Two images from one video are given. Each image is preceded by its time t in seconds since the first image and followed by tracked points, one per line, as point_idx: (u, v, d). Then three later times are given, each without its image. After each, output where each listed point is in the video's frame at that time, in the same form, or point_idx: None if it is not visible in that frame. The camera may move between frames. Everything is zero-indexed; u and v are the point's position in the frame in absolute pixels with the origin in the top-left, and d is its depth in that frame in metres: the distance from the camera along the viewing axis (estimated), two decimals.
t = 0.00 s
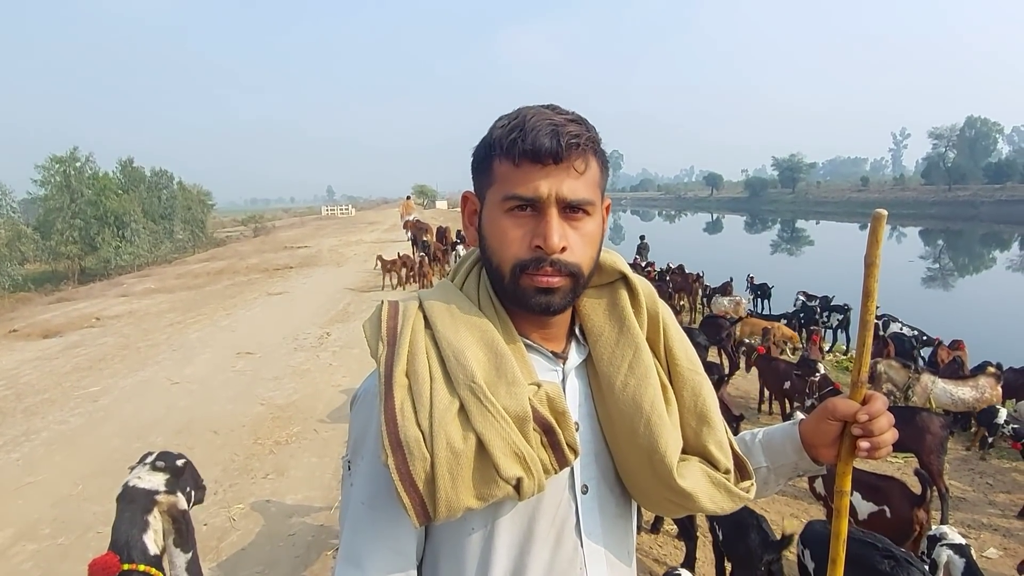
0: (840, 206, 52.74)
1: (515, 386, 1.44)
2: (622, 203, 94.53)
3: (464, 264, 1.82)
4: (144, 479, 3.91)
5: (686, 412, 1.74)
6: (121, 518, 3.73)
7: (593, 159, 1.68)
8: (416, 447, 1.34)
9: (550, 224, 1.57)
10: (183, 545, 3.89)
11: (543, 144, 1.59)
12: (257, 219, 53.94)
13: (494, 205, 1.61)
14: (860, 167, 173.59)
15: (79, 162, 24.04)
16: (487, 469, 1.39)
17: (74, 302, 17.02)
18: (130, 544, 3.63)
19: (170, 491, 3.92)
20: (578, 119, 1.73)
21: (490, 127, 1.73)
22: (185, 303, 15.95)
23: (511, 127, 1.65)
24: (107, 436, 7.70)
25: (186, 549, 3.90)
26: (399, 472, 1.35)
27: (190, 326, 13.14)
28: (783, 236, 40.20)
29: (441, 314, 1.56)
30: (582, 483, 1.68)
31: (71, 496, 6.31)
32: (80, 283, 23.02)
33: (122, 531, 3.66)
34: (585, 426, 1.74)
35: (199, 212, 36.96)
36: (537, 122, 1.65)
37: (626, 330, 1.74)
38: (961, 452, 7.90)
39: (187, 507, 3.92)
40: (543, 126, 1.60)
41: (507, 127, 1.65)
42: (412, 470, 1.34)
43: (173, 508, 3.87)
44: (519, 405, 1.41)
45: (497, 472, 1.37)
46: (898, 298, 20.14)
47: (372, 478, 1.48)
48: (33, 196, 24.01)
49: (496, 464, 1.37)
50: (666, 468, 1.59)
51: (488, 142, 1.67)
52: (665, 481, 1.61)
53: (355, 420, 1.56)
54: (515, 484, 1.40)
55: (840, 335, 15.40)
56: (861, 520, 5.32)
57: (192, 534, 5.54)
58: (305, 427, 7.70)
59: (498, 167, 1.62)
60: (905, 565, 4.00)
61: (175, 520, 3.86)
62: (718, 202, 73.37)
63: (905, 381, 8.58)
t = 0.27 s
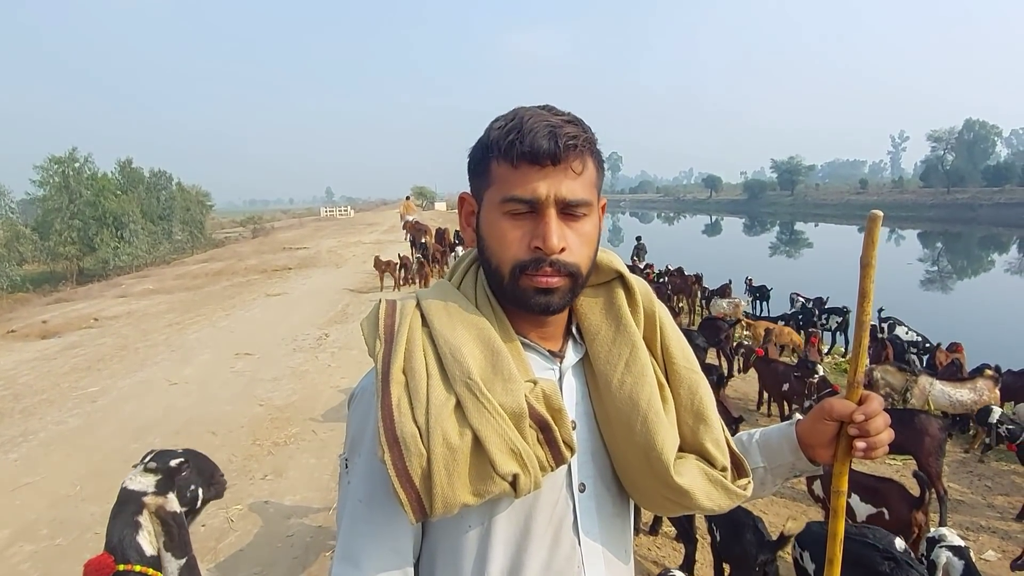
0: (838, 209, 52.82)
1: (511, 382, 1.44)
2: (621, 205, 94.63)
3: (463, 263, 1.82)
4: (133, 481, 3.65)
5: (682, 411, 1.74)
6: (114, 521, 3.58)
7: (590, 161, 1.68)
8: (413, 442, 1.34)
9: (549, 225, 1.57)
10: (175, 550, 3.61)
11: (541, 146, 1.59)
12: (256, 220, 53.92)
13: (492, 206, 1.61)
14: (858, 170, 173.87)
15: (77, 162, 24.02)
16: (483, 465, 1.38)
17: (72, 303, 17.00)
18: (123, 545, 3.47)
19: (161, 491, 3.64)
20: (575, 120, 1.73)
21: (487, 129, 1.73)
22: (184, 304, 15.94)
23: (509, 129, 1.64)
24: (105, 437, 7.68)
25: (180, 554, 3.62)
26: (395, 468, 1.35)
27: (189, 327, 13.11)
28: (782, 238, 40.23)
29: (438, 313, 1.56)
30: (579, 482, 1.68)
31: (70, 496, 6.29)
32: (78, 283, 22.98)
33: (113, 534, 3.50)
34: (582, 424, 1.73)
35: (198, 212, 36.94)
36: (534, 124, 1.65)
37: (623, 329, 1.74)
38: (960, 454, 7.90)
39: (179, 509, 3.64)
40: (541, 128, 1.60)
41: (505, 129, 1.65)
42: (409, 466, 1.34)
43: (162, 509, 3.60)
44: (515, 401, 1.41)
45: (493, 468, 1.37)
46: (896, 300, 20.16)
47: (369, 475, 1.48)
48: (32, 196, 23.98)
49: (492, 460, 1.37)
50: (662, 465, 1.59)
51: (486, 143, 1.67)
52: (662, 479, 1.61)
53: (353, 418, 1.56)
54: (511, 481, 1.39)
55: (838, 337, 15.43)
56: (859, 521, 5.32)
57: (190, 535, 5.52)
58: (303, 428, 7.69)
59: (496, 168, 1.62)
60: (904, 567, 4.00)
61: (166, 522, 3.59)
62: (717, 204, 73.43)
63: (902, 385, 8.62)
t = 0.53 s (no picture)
0: (836, 210, 52.89)
1: (510, 379, 1.43)
2: (619, 207, 94.68)
3: (462, 260, 1.81)
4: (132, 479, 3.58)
5: (681, 408, 1.73)
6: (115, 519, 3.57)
7: (598, 158, 1.69)
8: (412, 438, 1.33)
9: (563, 225, 1.57)
10: (174, 552, 3.55)
11: (556, 147, 1.58)
12: (254, 221, 53.84)
13: (504, 206, 1.59)
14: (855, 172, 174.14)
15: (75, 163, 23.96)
16: (484, 463, 1.38)
17: (69, 303, 16.95)
18: (122, 545, 3.45)
19: (161, 492, 3.58)
20: (581, 119, 1.72)
21: (491, 127, 1.70)
22: (181, 305, 15.89)
23: (519, 129, 1.62)
24: (103, 438, 7.66)
25: (179, 556, 3.56)
26: (394, 465, 1.34)
27: (186, 328, 13.08)
28: (780, 240, 40.26)
29: (437, 310, 1.55)
30: (578, 480, 1.67)
31: (66, 497, 6.27)
32: (75, 284, 22.92)
33: (113, 530, 3.50)
34: (582, 421, 1.72)
35: (196, 213, 36.88)
36: (544, 123, 1.64)
37: (622, 326, 1.73)
38: (958, 455, 7.90)
39: (179, 511, 3.58)
40: (554, 127, 1.59)
41: (514, 129, 1.63)
42: (408, 465, 1.33)
43: (161, 510, 3.55)
44: (515, 399, 1.40)
45: (494, 466, 1.36)
46: (894, 302, 20.18)
47: (368, 474, 1.47)
48: (29, 197, 23.92)
49: (492, 458, 1.36)
50: (662, 462, 1.59)
51: (493, 141, 1.64)
52: (662, 476, 1.60)
53: (351, 415, 1.55)
54: (510, 479, 1.38)
55: (835, 339, 15.46)
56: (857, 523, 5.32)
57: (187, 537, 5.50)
58: (301, 429, 7.67)
59: (506, 168, 1.60)
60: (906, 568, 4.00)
61: (165, 523, 3.54)
62: (716, 206, 73.47)
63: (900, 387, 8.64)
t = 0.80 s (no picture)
0: (834, 212, 52.95)
1: (513, 379, 1.43)
2: (618, 208, 94.73)
3: (462, 260, 1.81)
4: (132, 480, 3.55)
5: (681, 408, 1.73)
6: (116, 519, 3.56)
7: (602, 158, 1.70)
8: (415, 439, 1.33)
9: (571, 225, 1.57)
10: (174, 552, 3.55)
11: (564, 146, 1.58)
12: (252, 221, 53.75)
13: (511, 205, 1.58)
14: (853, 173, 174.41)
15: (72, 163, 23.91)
16: (486, 463, 1.37)
17: (67, 304, 16.91)
18: (122, 545, 3.45)
19: (160, 493, 3.54)
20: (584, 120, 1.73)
21: (496, 126, 1.69)
22: (179, 305, 15.87)
23: (525, 128, 1.62)
24: (100, 438, 7.64)
25: (180, 556, 3.55)
26: (397, 465, 1.33)
27: (184, 329, 13.06)
28: (778, 241, 40.30)
29: (439, 310, 1.55)
30: (578, 480, 1.67)
31: (64, 497, 6.25)
32: (72, 285, 22.87)
33: (114, 531, 3.50)
34: (584, 421, 1.72)
35: (194, 214, 36.80)
36: (550, 123, 1.64)
37: (623, 327, 1.73)
38: (956, 456, 7.92)
39: (179, 512, 3.55)
40: (561, 126, 1.59)
41: (520, 129, 1.62)
42: (413, 466, 1.33)
43: (161, 511, 3.52)
44: (518, 399, 1.40)
45: (496, 466, 1.36)
46: (892, 303, 20.21)
47: (370, 475, 1.46)
48: (26, 198, 23.86)
49: (494, 458, 1.35)
50: (663, 462, 1.58)
51: (498, 141, 1.63)
52: (663, 475, 1.60)
53: (352, 417, 1.54)
54: (513, 479, 1.38)
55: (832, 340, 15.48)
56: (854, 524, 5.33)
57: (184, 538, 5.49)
58: (299, 430, 7.66)
59: (513, 167, 1.59)
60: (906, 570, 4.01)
61: (165, 523, 3.51)
62: (714, 207, 73.53)
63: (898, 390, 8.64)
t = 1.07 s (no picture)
0: (833, 213, 53.03)
1: (514, 379, 1.43)
2: (616, 209, 94.78)
3: (463, 261, 1.81)
4: (126, 482, 3.57)
5: (680, 409, 1.73)
6: (112, 521, 3.57)
7: (599, 157, 1.70)
8: (416, 438, 1.33)
9: (563, 222, 1.58)
10: (169, 552, 3.51)
11: (557, 143, 1.58)
12: (251, 222, 53.70)
13: (505, 203, 1.59)
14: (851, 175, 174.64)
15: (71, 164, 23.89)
16: (487, 462, 1.37)
17: (65, 305, 16.89)
18: (117, 546, 3.44)
19: (153, 493, 3.55)
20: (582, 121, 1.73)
21: (494, 126, 1.71)
22: (177, 306, 15.85)
23: (521, 126, 1.63)
24: (98, 439, 7.63)
25: (175, 557, 3.51)
26: (399, 464, 1.33)
27: (182, 330, 13.04)
28: (776, 243, 40.33)
29: (440, 310, 1.55)
30: (578, 480, 1.67)
31: (61, 498, 6.25)
32: (70, 285, 22.84)
33: (109, 533, 3.49)
34: (583, 421, 1.72)
35: (192, 214, 36.77)
36: (545, 121, 1.65)
37: (623, 327, 1.73)
38: (953, 458, 7.93)
39: (171, 511, 3.53)
40: (555, 124, 1.60)
41: (516, 127, 1.63)
42: (413, 464, 1.33)
43: (153, 511, 3.51)
44: (519, 398, 1.40)
45: (497, 465, 1.36)
46: (890, 305, 20.24)
47: (371, 475, 1.46)
48: (24, 198, 23.83)
49: (495, 456, 1.35)
50: (663, 462, 1.59)
51: (495, 140, 1.65)
52: (662, 475, 1.61)
53: (352, 416, 1.54)
54: (513, 478, 1.38)
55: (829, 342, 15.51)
56: (852, 526, 5.32)
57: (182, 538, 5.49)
58: (297, 431, 7.65)
59: (508, 165, 1.61)
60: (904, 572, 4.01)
61: (157, 524, 3.50)
62: (712, 208, 73.59)
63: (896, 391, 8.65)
